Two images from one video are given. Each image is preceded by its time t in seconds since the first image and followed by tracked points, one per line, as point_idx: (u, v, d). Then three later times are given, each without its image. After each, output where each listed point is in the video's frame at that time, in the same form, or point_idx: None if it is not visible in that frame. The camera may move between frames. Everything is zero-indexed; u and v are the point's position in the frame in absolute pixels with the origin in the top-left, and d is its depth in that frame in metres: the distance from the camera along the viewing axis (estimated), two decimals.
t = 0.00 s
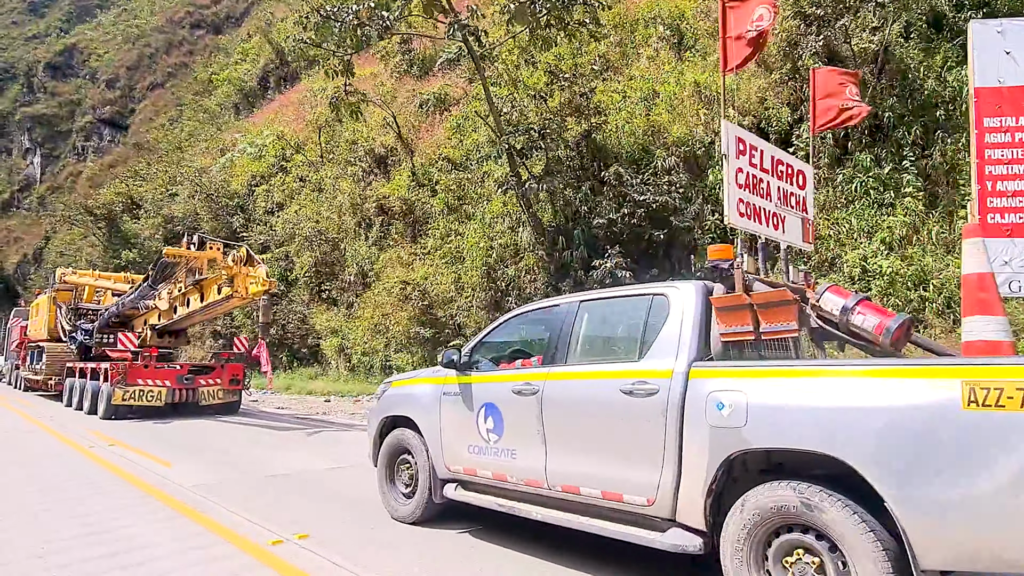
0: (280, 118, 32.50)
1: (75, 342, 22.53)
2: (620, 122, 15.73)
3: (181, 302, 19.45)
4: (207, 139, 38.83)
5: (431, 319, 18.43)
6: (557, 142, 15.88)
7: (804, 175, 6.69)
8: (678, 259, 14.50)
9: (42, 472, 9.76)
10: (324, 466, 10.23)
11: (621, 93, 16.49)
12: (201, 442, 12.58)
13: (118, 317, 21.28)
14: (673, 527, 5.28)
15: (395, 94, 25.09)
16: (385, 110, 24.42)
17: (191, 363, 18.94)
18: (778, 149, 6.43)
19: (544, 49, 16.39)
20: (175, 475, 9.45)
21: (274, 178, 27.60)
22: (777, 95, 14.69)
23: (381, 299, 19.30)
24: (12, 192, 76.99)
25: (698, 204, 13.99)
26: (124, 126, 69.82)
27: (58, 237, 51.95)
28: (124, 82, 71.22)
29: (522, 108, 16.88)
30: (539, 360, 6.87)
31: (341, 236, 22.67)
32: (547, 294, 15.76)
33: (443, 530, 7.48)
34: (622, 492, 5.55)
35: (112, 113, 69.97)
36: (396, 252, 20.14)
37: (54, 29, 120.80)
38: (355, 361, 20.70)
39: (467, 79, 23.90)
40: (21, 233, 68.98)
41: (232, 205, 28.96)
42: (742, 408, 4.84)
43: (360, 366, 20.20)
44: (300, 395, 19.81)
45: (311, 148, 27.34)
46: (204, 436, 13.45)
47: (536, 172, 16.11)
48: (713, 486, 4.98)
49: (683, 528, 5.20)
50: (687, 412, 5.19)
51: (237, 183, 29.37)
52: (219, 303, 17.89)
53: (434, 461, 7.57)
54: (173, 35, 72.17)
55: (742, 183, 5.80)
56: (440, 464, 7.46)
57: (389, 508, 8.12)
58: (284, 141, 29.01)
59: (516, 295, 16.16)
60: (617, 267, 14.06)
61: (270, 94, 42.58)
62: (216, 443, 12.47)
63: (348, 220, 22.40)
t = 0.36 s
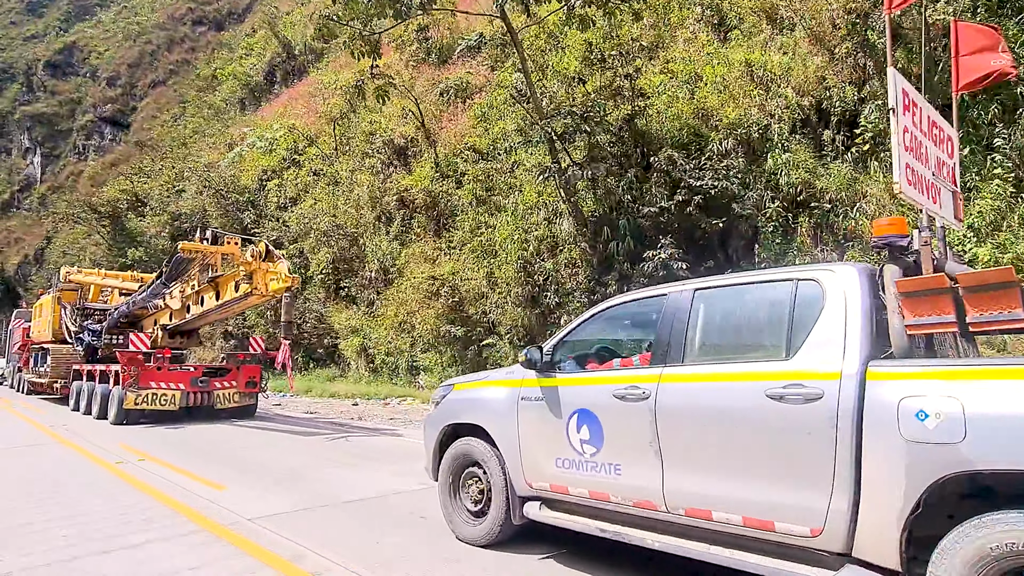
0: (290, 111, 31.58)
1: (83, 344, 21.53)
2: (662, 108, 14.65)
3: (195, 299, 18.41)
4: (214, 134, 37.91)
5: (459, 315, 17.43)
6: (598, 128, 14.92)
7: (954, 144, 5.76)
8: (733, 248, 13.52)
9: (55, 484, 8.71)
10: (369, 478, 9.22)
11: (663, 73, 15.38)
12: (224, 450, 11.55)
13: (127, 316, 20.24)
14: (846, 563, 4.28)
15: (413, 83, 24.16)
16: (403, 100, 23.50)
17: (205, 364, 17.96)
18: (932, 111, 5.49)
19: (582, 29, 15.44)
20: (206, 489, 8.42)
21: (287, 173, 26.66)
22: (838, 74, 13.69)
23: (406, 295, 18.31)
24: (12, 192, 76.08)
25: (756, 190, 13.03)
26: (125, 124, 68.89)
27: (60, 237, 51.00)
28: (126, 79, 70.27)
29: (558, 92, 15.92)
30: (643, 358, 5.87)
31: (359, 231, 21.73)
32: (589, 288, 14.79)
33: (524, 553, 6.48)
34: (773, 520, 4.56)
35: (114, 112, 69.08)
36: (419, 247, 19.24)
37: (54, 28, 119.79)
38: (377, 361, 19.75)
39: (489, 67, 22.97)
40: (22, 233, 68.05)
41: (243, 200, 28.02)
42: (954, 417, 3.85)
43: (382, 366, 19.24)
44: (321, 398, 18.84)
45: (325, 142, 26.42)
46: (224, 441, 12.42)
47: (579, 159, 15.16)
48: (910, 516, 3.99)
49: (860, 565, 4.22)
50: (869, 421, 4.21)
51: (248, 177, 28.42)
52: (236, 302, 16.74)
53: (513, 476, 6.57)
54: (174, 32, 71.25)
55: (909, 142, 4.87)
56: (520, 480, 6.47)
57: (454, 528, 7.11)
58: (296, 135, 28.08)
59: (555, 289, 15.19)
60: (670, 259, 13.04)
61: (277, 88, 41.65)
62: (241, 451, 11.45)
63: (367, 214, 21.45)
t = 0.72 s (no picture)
0: (306, 103, 30.43)
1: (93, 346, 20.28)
2: (723, 88, 13.11)
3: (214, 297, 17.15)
4: (224, 129, 36.75)
5: (499, 313, 16.18)
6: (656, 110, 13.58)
7: None
8: (813, 234, 12.17)
9: (53, 484, 7.53)
10: (423, 483, 7.94)
11: (723, 46, 13.76)
12: (250, 451, 10.27)
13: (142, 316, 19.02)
14: None
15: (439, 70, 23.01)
16: (429, 88, 22.34)
17: (227, 367, 16.65)
18: None
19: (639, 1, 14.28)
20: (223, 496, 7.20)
21: (305, 167, 25.49)
22: (926, 45, 12.51)
23: (443, 292, 17.15)
24: (15, 192, 74.94)
25: (841, 172, 11.74)
26: (129, 122, 67.78)
27: (64, 237, 49.84)
28: (129, 77, 69.16)
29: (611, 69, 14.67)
30: (834, 354, 4.07)
31: (386, 224, 20.57)
32: (649, 282, 13.60)
33: None
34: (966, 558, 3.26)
35: (118, 110, 67.97)
36: (454, 241, 18.13)
37: (55, 28, 118.67)
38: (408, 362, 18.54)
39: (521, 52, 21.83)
40: (24, 234, 66.87)
41: (258, 195, 26.86)
42: None
43: (414, 367, 18.03)
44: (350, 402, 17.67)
45: (345, 133, 25.26)
46: (252, 442, 11.14)
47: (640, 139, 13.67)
48: None
49: None
50: None
51: (263, 172, 27.26)
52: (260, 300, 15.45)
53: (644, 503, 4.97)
54: (178, 29, 70.14)
55: None
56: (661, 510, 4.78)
57: (571, 559, 5.52)
58: (314, 127, 26.95)
59: (610, 283, 13.97)
60: (749, 247, 11.90)
61: (287, 82, 40.50)
62: (269, 453, 10.13)
63: (395, 208, 20.32)
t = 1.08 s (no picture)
0: (320, 96, 29.51)
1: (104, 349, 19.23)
2: (784, 68, 12.23)
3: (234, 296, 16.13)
4: (234, 124, 35.85)
5: (540, 311, 15.15)
6: (714, 90, 12.36)
7: None
8: (896, 223, 11.52)
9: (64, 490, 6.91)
10: (472, 471, 6.97)
11: (783, 22, 12.83)
12: (279, 456, 9.44)
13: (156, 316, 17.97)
14: None
15: (463, 58, 22.10)
16: (455, 76, 21.35)
17: (248, 369, 15.60)
18: None
19: None
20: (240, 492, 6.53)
21: (322, 161, 24.48)
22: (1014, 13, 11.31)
23: (479, 288, 16.16)
24: (18, 193, 74.18)
25: (930, 155, 10.74)
26: (133, 121, 66.91)
27: (70, 238, 48.85)
28: (133, 76, 68.17)
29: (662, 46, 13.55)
30: None
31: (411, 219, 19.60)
32: (710, 276, 12.52)
33: None
34: None
35: (122, 108, 67.12)
36: (488, 236, 17.22)
37: (55, 28, 117.59)
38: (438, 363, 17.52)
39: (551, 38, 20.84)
40: (28, 235, 66.03)
41: (273, 191, 25.85)
42: None
43: (446, 369, 17.02)
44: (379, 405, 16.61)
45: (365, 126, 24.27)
46: (282, 450, 10.11)
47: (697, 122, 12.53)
48: None
49: None
50: None
51: (277, 166, 26.26)
52: (286, 299, 14.39)
53: (821, 543, 3.42)
54: (183, 27, 69.15)
55: None
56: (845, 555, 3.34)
57: None
58: (331, 120, 25.97)
59: (666, 277, 12.92)
60: (833, 236, 10.99)
61: (298, 77, 39.48)
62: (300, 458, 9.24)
63: (421, 201, 19.34)
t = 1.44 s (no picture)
0: (335, 89, 28.51)
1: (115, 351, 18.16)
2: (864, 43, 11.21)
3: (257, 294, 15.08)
4: (244, 120, 34.85)
5: (589, 308, 14.04)
6: (796, 62, 10.91)
7: None
8: (1003, 208, 10.58)
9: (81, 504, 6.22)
10: (573, 489, 5.99)
11: None
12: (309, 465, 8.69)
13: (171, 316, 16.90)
14: None
15: (490, 45, 21.08)
16: (483, 64, 20.29)
17: (272, 372, 14.56)
18: None
19: None
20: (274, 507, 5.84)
21: (342, 155, 23.43)
22: None
23: (519, 285, 15.08)
24: (20, 194, 73.25)
25: None
26: (138, 120, 65.93)
27: (74, 238, 47.82)
28: (137, 74, 67.11)
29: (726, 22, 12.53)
30: None
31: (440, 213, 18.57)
32: (784, 269, 11.49)
33: None
34: None
35: (126, 108, 66.14)
36: (526, 231, 16.21)
37: (57, 29, 116.61)
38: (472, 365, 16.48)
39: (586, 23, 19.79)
40: (31, 236, 65.10)
41: (289, 186, 24.80)
42: None
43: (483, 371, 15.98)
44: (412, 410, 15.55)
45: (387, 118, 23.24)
46: (324, 461, 9.11)
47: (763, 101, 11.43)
48: None
49: None
50: None
51: (293, 160, 25.20)
52: (314, 297, 13.27)
53: None
54: (187, 25, 68.09)
55: None
56: None
57: None
58: (349, 112, 24.91)
59: (730, 271, 11.87)
60: (937, 222, 10.05)
61: (309, 72, 38.42)
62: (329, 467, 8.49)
63: (451, 193, 18.29)
